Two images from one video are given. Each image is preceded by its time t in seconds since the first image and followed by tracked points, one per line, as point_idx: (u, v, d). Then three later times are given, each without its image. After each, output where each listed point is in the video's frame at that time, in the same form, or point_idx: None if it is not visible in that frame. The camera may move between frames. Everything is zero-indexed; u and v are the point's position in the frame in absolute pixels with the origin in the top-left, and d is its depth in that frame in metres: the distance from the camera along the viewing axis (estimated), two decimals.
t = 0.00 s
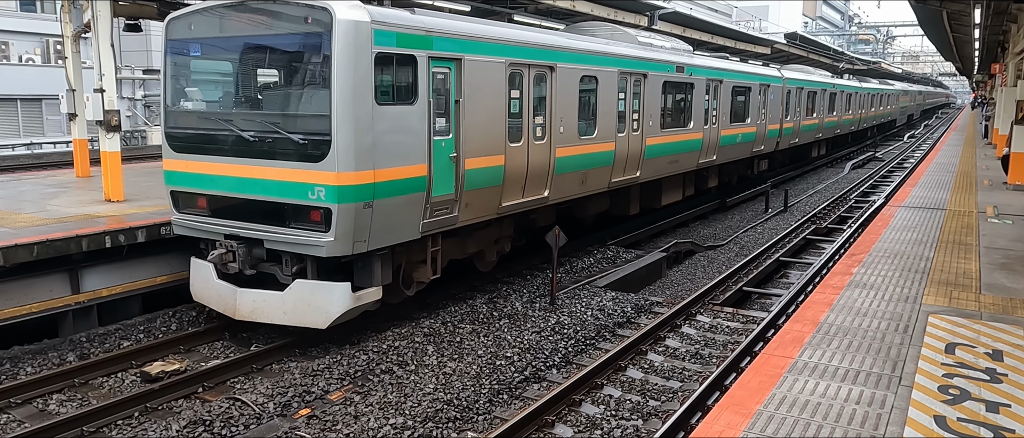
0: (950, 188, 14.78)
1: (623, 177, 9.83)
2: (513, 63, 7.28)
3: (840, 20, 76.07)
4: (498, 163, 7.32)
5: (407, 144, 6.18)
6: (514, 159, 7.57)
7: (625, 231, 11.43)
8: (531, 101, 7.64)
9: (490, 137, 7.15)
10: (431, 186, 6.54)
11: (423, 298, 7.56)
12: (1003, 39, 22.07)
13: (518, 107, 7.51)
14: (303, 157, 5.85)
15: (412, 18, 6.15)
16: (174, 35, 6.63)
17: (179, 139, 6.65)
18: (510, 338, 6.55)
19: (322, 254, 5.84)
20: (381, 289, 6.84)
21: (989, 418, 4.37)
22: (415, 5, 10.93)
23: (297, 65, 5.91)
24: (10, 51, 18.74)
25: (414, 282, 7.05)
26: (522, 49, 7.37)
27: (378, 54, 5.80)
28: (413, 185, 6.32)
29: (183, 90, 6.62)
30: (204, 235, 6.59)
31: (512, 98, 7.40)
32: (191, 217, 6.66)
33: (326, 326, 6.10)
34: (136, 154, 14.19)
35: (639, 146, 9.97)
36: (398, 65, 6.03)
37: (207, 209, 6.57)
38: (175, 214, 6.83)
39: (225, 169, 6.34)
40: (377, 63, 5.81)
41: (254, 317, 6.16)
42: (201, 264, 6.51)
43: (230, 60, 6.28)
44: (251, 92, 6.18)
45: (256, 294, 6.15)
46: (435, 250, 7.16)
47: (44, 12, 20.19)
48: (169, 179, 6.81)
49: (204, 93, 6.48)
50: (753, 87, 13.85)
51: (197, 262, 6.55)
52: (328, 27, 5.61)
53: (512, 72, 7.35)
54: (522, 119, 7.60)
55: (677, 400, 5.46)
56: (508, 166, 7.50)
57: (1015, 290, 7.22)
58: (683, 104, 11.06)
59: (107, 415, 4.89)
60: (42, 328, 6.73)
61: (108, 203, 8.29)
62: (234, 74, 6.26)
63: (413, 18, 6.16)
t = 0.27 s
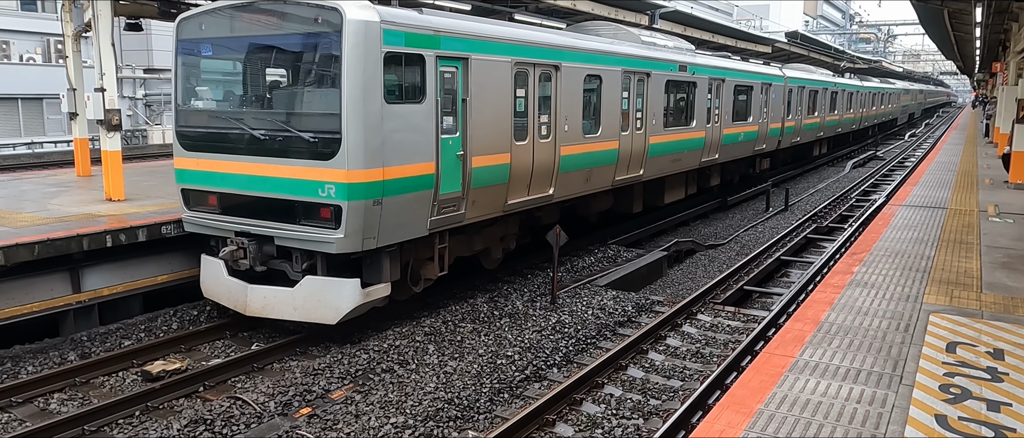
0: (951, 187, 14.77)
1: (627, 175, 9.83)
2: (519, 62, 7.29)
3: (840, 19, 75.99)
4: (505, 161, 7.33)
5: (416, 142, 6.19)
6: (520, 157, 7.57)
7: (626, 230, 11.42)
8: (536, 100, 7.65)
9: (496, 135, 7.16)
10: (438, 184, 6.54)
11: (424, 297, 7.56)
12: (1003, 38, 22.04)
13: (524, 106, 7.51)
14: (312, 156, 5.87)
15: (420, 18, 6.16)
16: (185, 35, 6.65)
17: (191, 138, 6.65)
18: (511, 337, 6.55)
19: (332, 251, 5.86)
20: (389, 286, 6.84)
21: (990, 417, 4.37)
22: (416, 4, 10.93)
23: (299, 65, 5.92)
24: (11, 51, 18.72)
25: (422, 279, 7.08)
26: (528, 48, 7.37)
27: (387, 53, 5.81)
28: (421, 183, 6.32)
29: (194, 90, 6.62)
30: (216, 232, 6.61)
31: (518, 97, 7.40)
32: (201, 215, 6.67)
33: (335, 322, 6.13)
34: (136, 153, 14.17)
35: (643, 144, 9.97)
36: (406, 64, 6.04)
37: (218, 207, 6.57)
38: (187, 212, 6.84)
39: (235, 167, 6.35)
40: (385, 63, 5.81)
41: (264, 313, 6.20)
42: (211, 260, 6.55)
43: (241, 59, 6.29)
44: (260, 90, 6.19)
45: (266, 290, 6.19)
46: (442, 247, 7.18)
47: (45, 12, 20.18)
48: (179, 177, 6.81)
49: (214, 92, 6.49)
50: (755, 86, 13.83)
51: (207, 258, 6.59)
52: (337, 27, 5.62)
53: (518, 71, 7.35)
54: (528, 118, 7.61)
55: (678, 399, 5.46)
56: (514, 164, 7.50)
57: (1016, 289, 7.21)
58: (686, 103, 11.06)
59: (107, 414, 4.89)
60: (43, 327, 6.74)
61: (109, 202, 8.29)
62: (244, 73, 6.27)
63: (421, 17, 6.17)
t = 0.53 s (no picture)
0: (952, 186, 14.76)
1: (630, 173, 9.83)
2: (523, 61, 7.28)
3: (841, 18, 75.90)
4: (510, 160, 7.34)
5: (422, 141, 6.20)
6: (524, 155, 7.57)
7: (626, 229, 11.42)
8: (540, 99, 7.65)
9: (501, 134, 7.16)
10: (443, 182, 6.54)
11: (424, 296, 7.56)
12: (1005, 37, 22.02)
13: (528, 105, 7.51)
14: (318, 155, 5.88)
15: (425, 17, 6.16)
16: (192, 35, 6.65)
17: (198, 138, 6.63)
18: (512, 336, 6.55)
19: (340, 249, 5.88)
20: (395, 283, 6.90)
21: (991, 416, 4.37)
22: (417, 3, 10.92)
23: (304, 65, 5.93)
24: (13, 50, 18.64)
25: (427, 277, 7.13)
26: (533, 47, 7.37)
27: (393, 53, 5.81)
28: (426, 181, 6.33)
29: (201, 89, 6.62)
30: (224, 230, 6.62)
31: (523, 96, 7.40)
32: (208, 213, 6.68)
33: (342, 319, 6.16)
34: (137, 153, 14.18)
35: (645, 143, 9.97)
36: (412, 64, 6.04)
37: (225, 206, 6.57)
38: (194, 211, 6.85)
39: (241, 166, 6.35)
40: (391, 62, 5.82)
41: (272, 310, 6.22)
42: (219, 258, 6.58)
43: (247, 59, 6.29)
44: (265, 89, 6.20)
45: (274, 288, 6.22)
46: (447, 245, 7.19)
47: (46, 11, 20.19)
48: (186, 176, 6.81)
49: (221, 92, 6.49)
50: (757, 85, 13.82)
51: (215, 256, 6.61)
52: (345, 27, 5.63)
53: (523, 70, 7.35)
54: (532, 117, 7.60)
55: (679, 398, 5.46)
56: (518, 163, 7.50)
57: (1017, 288, 7.21)
58: (688, 102, 11.05)
59: (109, 413, 4.90)
60: (44, 327, 6.74)
61: (110, 201, 8.29)
62: (250, 73, 6.27)
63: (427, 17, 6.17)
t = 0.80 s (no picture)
0: (953, 186, 14.75)
1: (631, 173, 9.83)
2: (526, 61, 7.29)
3: (841, 18, 75.87)
4: (513, 159, 7.34)
5: (425, 140, 6.20)
6: (526, 155, 7.56)
7: (627, 229, 11.41)
8: (542, 99, 7.65)
9: (504, 134, 7.16)
10: (447, 181, 6.54)
11: (425, 296, 7.55)
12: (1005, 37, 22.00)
13: (531, 105, 7.50)
14: (322, 155, 5.88)
15: (429, 18, 6.16)
16: (197, 36, 6.64)
17: (203, 137, 6.64)
18: (512, 336, 6.55)
19: (344, 247, 5.88)
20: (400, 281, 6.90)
21: (992, 416, 4.37)
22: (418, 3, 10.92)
23: (307, 65, 5.93)
24: (13, 50, 18.80)
25: (430, 276, 7.14)
26: (535, 47, 7.38)
27: (397, 53, 5.81)
28: (430, 180, 6.33)
29: (206, 89, 6.62)
30: (229, 229, 6.62)
31: (525, 96, 7.40)
32: (213, 213, 6.68)
33: (347, 318, 6.16)
34: (137, 153, 14.17)
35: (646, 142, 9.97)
36: (415, 63, 6.04)
37: (230, 205, 6.57)
38: (199, 210, 6.85)
39: (246, 165, 6.35)
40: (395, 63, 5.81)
41: (277, 309, 6.23)
42: (224, 258, 6.59)
43: (251, 59, 6.30)
44: (268, 90, 6.21)
45: (279, 286, 6.22)
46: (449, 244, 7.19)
47: (47, 11, 20.22)
48: (192, 175, 6.81)
49: (226, 91, 6.48)
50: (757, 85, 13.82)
51: (220, 255, 6.62)
52: (349, 27, 5.63)
53: (525, 70, 7.35)
54: (535, 116, 7.60)
55: (680, 398, 5.45)
56: (521, 163, 7.50)
57: (1018, 287, 7.21)
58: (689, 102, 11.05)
59: (110, 413, 4.90)
60: (44, 327, 6.74)
61: (110, 201, 8.28)
62: (254, 73, 6.27)
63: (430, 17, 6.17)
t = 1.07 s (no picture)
0: (954, 186, 14.74)
1: (633, 173, 9.83)
2: (529, 61, 7.29)
3: (842, 18, 75.84)
4: (515, 159, 7.35)
5: (429, 140, 6.20)
6: (529, 155, 7.56)
7: (628, 229, 11.40)
8: (545, 99, 7.65)
9: (507, 134, 7.16)
10: (450, 181, 6.54)
11: (426, 297, 7.55)
12: (1006, 37, 21.99)
13: (533, 105, 7.50)
14: (325, 155, 5.88)
15: (432, 18, 6.16)
16: (200, 36, 6.64)
17: (207, 137, 6.64)
18: (513, 336, 6.55)
19: (348, 247, 5.89)
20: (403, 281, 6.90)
21: (993, 417, 4.36)
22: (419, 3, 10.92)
23: (310, 65, 5.94)
24: (14, 50, 18.86)
25: (433, 275, 7.14)
26: (538, 48, 7.38)
27: (400, 53, 5.82)
28: (433, 180, 6.33)
29: (209, 89, 6.61)
30: (233, 229, 6.63)
31: (528, 96, 7.39)
32: (217, 212, 6.68)
33: (351, 317, 6.16)
34: (138, 153, 14.17)
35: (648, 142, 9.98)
36: (419, 64, 6.04)
37: (234, 205, 6.58)
38: (203, 209, 6.86)
39: (250, 165, 6.35)
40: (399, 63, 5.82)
41: (281, 308, 6.23)
42: (227, 257, 6.60)
43: (254, 59, 6.30)
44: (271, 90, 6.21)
45: (283, 286, 6.23)
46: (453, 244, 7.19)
47: (48, 11, 20.26)
48: (195, 175, 6.81)
49: (230, 92, 6.48)
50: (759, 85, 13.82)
51: (224, 255, 6.62)
52: (352, 27, 5.63)
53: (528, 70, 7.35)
54: (537, 116, 7.60)
55: (681, 398, 5.45)
56: (523, 163, 7.50)
57: (1019, 288, 7.20)
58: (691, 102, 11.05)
59: (111, 414, 4.90)
60: (45, 327, 6.75)
61: (111, 202, 8.28)
62: (257, 73, 6.28)
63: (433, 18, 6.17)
